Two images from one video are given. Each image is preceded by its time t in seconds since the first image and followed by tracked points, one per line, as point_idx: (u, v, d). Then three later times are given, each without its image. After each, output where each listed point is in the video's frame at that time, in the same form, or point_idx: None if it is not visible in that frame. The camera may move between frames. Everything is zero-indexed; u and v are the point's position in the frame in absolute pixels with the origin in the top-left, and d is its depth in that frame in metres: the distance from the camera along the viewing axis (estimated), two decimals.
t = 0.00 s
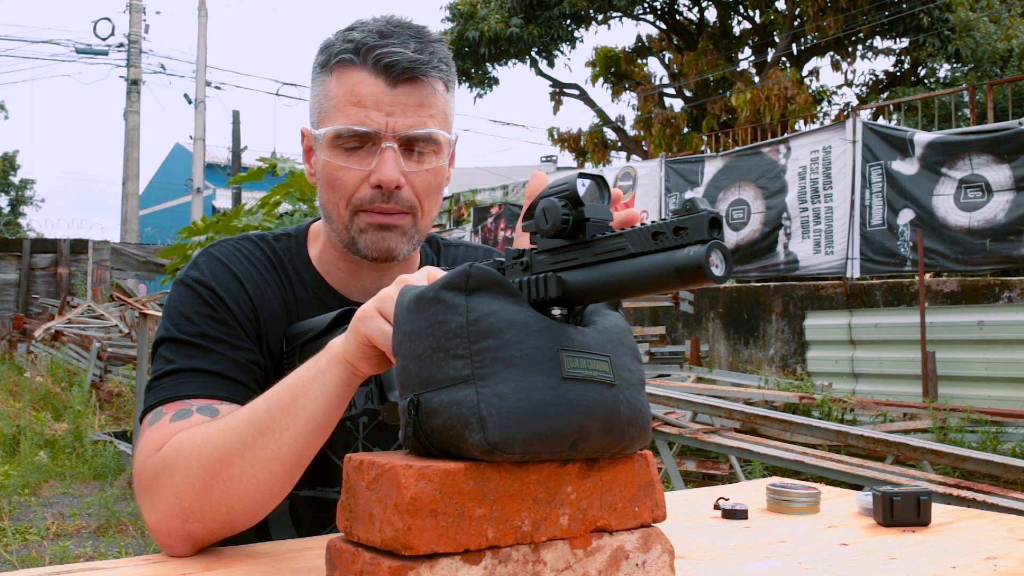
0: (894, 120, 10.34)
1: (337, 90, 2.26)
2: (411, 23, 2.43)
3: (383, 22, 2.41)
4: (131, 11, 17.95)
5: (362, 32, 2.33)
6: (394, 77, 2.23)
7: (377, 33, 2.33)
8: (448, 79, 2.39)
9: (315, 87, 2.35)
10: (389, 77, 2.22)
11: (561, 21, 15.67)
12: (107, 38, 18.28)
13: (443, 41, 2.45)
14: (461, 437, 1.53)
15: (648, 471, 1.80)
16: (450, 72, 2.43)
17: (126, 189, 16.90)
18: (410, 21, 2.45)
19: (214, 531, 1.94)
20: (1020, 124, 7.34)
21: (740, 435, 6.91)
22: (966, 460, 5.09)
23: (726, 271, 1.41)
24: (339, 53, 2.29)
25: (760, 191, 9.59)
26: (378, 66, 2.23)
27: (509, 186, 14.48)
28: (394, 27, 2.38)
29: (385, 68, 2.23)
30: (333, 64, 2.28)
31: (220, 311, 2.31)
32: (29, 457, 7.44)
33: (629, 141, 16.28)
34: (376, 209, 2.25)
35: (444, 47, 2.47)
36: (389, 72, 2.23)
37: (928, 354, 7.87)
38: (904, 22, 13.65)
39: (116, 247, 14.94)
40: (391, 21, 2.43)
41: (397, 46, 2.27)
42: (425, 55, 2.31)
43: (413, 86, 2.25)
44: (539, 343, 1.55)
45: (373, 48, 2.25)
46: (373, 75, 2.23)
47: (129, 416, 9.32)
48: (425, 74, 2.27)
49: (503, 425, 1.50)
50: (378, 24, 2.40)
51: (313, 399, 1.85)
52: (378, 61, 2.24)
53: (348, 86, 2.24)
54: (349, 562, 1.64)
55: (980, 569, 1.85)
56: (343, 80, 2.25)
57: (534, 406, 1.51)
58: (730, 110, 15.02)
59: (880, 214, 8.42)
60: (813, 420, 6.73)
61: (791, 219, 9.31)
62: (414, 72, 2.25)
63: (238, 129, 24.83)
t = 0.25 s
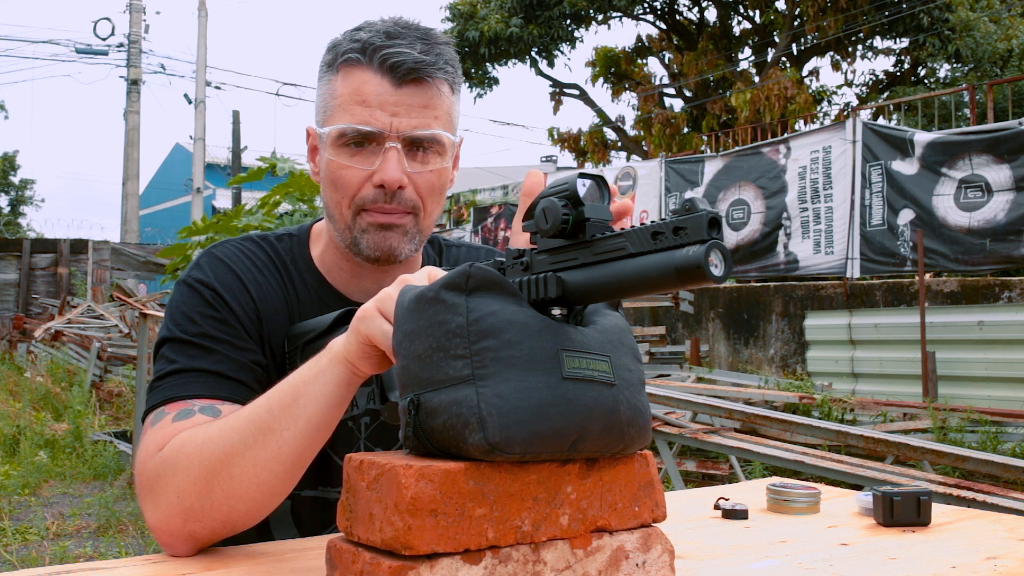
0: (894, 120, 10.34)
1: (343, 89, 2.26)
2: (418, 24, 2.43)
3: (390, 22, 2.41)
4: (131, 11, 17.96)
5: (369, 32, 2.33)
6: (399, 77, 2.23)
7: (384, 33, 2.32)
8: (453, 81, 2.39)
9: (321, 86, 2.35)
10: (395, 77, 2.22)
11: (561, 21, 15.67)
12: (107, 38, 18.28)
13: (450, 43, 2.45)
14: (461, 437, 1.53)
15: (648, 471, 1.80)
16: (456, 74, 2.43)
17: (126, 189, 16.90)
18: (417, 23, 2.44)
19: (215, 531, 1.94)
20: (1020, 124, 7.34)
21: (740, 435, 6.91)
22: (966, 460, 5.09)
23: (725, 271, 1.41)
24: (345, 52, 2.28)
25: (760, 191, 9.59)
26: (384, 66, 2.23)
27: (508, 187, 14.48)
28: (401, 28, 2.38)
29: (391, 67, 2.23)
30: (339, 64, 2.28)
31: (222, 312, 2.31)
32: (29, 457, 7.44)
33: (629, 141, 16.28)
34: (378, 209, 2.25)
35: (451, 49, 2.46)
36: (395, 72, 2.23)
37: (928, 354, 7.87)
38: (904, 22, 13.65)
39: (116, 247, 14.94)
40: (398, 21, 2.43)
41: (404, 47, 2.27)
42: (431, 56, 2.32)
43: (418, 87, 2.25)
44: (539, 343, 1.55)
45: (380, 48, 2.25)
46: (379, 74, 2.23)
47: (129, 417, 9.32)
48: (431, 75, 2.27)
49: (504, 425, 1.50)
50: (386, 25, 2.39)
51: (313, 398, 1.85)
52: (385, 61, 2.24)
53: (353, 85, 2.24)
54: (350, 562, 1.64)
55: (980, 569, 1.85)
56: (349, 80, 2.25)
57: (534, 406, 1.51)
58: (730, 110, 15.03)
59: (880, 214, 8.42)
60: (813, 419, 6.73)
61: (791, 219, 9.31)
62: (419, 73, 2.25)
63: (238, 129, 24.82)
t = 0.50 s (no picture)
0: (894, 120, 10.33)
1: (346, 88, 2.25)
2: (422, 24, 2.43)
3: (394, 22, 2.40)
4: (131, 11, 17.96)
5: (373, 31, 2.32)
6: (403, 77, 2.22)
7: (388, 33, 2.32)
8: (456, 81, 2.39)
9: (324, 84, 2.35)
10: (399, 76, 2.22)
11: (561, 21, 15.68)
12: (106, 38, 18.25)
13: (454, 43, 2.45)
14: (461, 437, 1.53)
15: (648, 471, 1.80)
16: (459, 74, 2.43)
17: (126, 189, 16.90)
18: (421, 23, 2.44)
19: (215, 531, 1.95)
20: (1020, 124, 7.34)
21: (740, 435, 6.91)
22: (966, 460, 5.09)
23: (725, 270, 1.41)
24: (349, 51, 2.28)
25: (760, 191, 9.60)
26: (388, 65, 2.23)
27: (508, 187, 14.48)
28: (404, 28, 2.37)
29: (395, 67, 2.22)
30: (343, 63, 2.28)
31: (222, 312, 2.31)
32: (29, 457, 7.44)
33: (629, 141, 16.28)
34: (381, 208, 2.26)
35: (454, 49, 2.46)
36: (399, 71, 2.22)
37: (928, 354, 7.87)
38: (904, 22, 13.67)
39: (116, 247, 14.93)
40: (402, 21, 2.42)
41: (408, 46, 2.26)
42: (436, 56, 2.31)
43: (422, 87, 2.25)
44: (539, 343, 1.55)
45: (384, 47, 2.25)
46: (383, 74, 2.23)
47: (129, 416, 9.32)
48: (435, 75, 2.27)
49: (503, 425, 1.50)
50: (389, 25, 2.39)
51: (313, 399, 1.85)
52: (389, 60, 2.23)
53: (357, 84, 2.23)
54: (350, 562, 1.64)
55: (980, 569, 1.85)
56: (353, 78, 2.25)
57: (534, 406, 1.51)
58: (730, 110, 15.03)
59: (880, 214, 8.42)
60: (812, 419, 6.73)
61: (791, 219, 9.31)
62: (423, 72, 2.25)
63: (238, 129, 24.82)
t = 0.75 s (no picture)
0: (894, 120, 10.33)
1: (347, 88, 2.25)
2: (422, 23, 2.43)
3: (393, 22, 2.41)
4: (131, 11, 17.95)
5: (373, 31, 2.33)
6: (404, 76, 2.23)
7: (388, 33, 2.32)
8: (457, 81, 2.39)
9: (325, 85, 2.35)
10: (400, 76, 2.22)
11: (561, 21, 15.68)
12: (106, 38, 18.24)
13: (454, 41, 2.45)
14: (461, 437, 1.53)
15: (648, 471, 1.81)
16: (460, 74, 2.43)
17: (126, 189, 16.90)
18: (421, 23, 2.44)
19: (215, 531, 1.95)
20: (1020, 124, 7.34)
21: (740, 435, 6.91)
22: (966, 460, 5.09)
23: (725, 271, 1.41)
24: (350, 51, 2.28)
25: (760, 191, 9.60)
26: (389, 65, 2.24)
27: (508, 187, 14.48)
28: (405, 27, 2.38)
29: (396, 66, 2.23)
30: (343, 63, 2.28)
31: (222, 312, 2.31)
32: (29, 457, 7.44)
33: (629, 141, 16.28)
34: (383, 209, 2.26)
35: (454, 48, 2.46)
36: (399, 71, 2.23)
37: (927, 354, 7.87)
38: (904, 22, 13.67)
39: (116, 247, 14.92)
40: (402, 21, 2.43)
41: (409, 46, 2.27)
42: (436, 56, 2.31)
43: (423, 86, 2.25)
44: (539, 343, 1.55)
45: (385, 47, 2.25)
46: (384, 73, 2.23)
47: (129, 416, 9.32)
48: (436, 74, 2.27)
49: (504, 425, 1.50)
50: (390, 24, 2.39)
51: (313, 398, 1.85)
52: (390, 59, 2.24)
53: (358, 84, 2.23)
54: (350, 562, 1.64)
55: (980, 569, 1.85)
56: (353, 78, 2.25)
57: (534, 406, 1.51)
58: (730, 110, 15.03)
59: (880, 214, 8.42)
60: (813, 420, 6.72)
61: (791, 219, 9.31)
62: (424, 71, 2.25)
63: (238, 129, 24.82)
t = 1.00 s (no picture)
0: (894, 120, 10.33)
1: (345, 93, 2.25)
2: (413, 22, 2.43)
3: (383, 22, 2.40)
4: (131, 11, 17.95)
5: (365, 34, 2.32)
6: (403, 77, 2.23)
7: (381, 34, 2.32)
8: (452, 77, 2.40)
9: (321, 91, 2.34)
10: (399, 77, 2.22)
11: (561, 21, 15.67)
12: (106, 38, 18.23)
13: (445, 37, 2.45)
14: (461, 437, 1.53)
15: (648, 471, 1.80)
16: (453, 70, 2.43)
17: (126, 189, 16.90)
18: (412, 20, 2.44)
19: (215, 532, 1.95)
20: (1020, 124, 7.33)
21: (740, 435, 6.91)
22: (966, 460, 5.09)
23: (725, 271, 1.41)
24: (345, 56, 2.27)
25: (760, 191, 9.59)
26: (387, 67, 2.23)
27: (509, 187, 14.48)
28: (396, 27, 2.37)
29: (394, 68, 2.23)
30: (339, 68, 2.28)
31: (222, 312, 2.31)
32: (29, 457, 7.44)
33: (629, 141, 16.28)
34: (392, 210, 2.25)
35: (446, 45, 2.46)
36: (398, 72, 2.23)
37: (928, 354, 7.87)
38: (904, 22, 13.66)
39: (116, 247, 14.91)
40: (391, 21, 2.42)
41: (404, 46, 2.27)
42: (432, 54, 2.31)
43: (422, 85, 2.25)
44: (539, 343, 1.55)
45: (381, 49, 2.25)
46: (381, 76, 2.23)
47: (129, 417, 9.32)
48: (433, 72, 2.28)
49: (504, 425, 1.50)
50: (380, 25, 2.38)
51: (313, 398, 1.85)
52: (387, 62, 2.24)
53: (357, 89, 2.23)
54: (350, 562, 1.64)
55: (980, 569, 1.85)
56: (351, 82, 2.25)
57: (534, 406, 1.51)
58: (730, 110, 15.03)
59: (880, 214, 8.42)
60: (813, 420, 6.72)
61: (791, 219, 9.31)
62: (422, 71, 2.25)
63: (238, 129, 24.81)
